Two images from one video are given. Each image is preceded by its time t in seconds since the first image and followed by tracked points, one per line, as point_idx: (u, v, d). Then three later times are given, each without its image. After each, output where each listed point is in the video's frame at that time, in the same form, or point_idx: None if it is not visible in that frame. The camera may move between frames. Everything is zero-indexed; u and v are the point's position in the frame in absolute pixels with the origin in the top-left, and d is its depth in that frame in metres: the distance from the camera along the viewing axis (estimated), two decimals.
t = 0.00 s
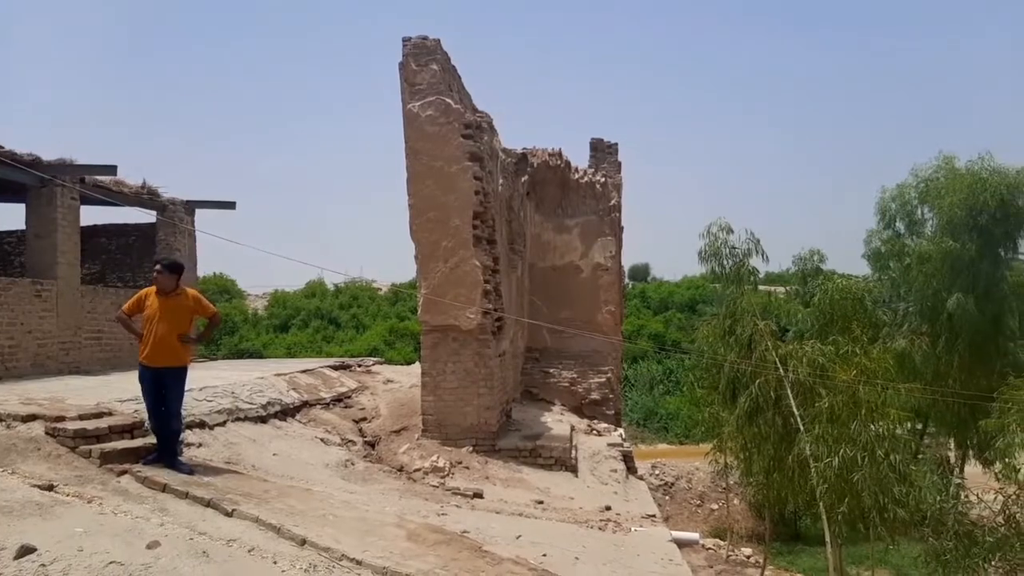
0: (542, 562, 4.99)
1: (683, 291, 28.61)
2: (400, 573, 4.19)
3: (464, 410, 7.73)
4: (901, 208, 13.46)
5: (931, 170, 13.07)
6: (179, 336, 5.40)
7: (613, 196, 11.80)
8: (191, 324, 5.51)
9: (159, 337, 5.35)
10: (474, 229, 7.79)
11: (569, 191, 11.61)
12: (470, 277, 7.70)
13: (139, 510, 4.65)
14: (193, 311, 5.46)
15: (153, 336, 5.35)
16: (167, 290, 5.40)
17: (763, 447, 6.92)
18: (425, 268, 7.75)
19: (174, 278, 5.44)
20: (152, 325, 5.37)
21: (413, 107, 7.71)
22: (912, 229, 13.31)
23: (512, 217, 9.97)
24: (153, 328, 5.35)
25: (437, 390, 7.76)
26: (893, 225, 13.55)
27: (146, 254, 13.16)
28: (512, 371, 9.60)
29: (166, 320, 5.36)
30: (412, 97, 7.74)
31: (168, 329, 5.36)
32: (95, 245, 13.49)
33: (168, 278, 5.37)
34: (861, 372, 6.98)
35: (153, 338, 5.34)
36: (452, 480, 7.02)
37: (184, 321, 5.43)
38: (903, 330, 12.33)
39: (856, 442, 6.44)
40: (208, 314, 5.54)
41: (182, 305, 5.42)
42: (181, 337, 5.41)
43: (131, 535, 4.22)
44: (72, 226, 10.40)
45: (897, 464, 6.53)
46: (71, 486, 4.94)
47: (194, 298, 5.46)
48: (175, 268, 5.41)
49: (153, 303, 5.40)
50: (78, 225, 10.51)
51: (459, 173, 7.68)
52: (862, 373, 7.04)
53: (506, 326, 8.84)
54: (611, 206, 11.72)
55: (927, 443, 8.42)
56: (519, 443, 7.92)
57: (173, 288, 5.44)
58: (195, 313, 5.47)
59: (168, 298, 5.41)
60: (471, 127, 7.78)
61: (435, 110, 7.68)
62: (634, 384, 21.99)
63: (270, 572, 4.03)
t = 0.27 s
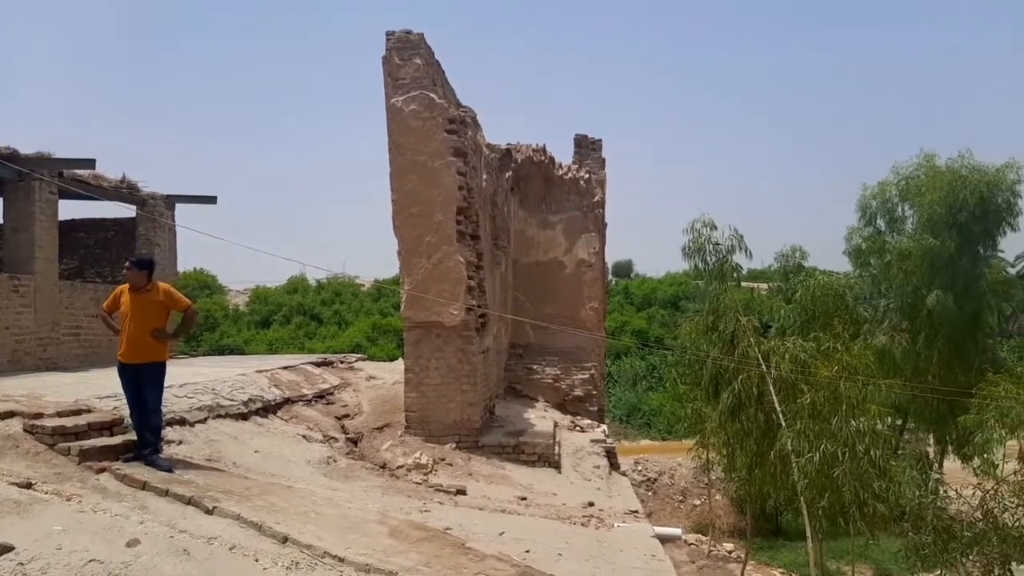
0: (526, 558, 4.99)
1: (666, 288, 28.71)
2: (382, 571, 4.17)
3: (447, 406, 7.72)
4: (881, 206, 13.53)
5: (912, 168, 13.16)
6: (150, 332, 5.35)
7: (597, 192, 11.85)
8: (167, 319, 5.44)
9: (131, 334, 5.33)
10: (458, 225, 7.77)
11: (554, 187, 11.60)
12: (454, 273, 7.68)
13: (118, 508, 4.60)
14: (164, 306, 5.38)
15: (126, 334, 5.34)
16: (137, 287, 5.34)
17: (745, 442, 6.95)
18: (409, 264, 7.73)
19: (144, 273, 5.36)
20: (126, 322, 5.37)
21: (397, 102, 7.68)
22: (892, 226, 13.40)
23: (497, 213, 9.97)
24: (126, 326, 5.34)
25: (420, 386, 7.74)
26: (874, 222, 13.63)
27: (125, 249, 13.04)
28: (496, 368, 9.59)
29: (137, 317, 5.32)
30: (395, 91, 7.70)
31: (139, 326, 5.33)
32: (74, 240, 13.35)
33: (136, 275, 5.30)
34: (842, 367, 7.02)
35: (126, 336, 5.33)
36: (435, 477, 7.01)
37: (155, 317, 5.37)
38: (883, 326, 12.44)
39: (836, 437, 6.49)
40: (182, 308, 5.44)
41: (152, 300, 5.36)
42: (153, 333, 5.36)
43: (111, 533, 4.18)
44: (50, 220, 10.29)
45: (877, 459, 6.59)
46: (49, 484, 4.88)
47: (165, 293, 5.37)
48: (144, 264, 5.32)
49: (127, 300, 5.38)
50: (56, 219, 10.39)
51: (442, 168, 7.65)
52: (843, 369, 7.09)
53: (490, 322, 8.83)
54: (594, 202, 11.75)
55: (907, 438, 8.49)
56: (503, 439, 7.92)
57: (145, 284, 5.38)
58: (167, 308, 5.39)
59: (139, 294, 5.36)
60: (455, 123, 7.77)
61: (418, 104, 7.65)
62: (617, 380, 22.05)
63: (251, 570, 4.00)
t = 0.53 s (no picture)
0: (509, 555, 4.99)
1: (648, 286, 28.83)
2: (365, 569, 4.16)
3: (430, 405, 7.71)
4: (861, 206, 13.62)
5: (891, 168, 13.27)
6: (124, 330, 5.29)
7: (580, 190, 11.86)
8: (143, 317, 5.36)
9: (106, 332, 5.30)
10: (441, 223, 7.75)
11: (537, 185, 11.61)
12: (436, 271, 7.67)
13: (97, 507, 4.56)
14: (137, 304, 5.31)
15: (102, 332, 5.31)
16: (112, 285, 5.31)
17: (726, 439, 7.01)
18: (391, 263, 7.71)
19: (119, 272, 5.33)
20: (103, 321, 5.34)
21: (379, 99, 7.64)
22: (871, 226, 13.50)
23: (479, 211, 9.96)
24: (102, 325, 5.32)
25: (402, 385, 7.73)
26: (854, 222, 13.73)
27: (104, 246, 12.92)
28: (478, 366, 9.59)
29: (110, 316, 5.28)
30: (378, 89, 7.67)
31: (113, 324, 5.28)
32: (51, 237, 13.20)
33: (110, 274, 5.27)
34: (822, 365, 7.10)
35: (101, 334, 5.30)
36: (418, 475, 6.99)
37: (129, 315, 5.30)
38: (862, 325, 12.56)
39: (817, 434, 6.56)
40: (156, 305, 5.35)
41: (126, 298, 5.30)
42: (127, 331, 5.29)
43: (90, 533, 4.14)
44: (27, 217, 10.17)
45: (857, 456, 6.67)
46: (27, 483, 4.83)
47: (137, 291, 5.30)
48: (117, 262, 5.29)
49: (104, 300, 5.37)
50: (34, 216, 10.28)
51: (425, 166, 7.63)
52: (823, 367, 7.17)
53: (472, 320, 8.83)
54: (577, 201, 11.76)
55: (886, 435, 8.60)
56: (485, 437, 7.92)
57: (120, 282, 5.34)
58: (141, 306, 5.32)
59: (115, 293, 5.32)
60: (438, 121, 7.75)
61: (401, 102, 7.62)
62: (599, 378, 22.11)
63: (233, 569, 3.98)
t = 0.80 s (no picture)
0: (496, 555, 4.99)
1: (635, 285, 28.89)
2: (352, 569, 4.16)
3: (417, 404, 7.70)
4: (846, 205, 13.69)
5: (876, 167, 13.35)
6: (102, 329, 5.26)
7: (568, 189, 11.82)
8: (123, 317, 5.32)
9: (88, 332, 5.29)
10: (429, 221, 7.74)
11: (524, 184, 11.61)
12: (424, 270, 7.66)
13: (82, 508, 4.53)
14: (114, 302, 5.26)
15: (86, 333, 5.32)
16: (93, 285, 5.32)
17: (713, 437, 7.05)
18: (378, 261, 7.68)
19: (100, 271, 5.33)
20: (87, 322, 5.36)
21: (367, 97, 7.62)
22: (856, 225, 13.58)
23: (467, 210, 9.94)
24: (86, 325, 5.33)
25: (390, 384, 7.71)
26: (839, 221, 13.80)
27: (89, 245, 12.83)
28: (466, 365, 9.58)
29: (91, 315, 5.28)
30: (365, 87, 7.65)
31: (93, 324, 5.27)
32: (35, 235, 13.10)
33: (89, 273, 5.28)
34: (809, 363, 7.15)
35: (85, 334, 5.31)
36: (405, 475, 6.98)
37: (107, 314, 5.27)
38: (847, 324, 12.64)
39: (803, 432, 6.60)
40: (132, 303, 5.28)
41: (104, 297, 5.28)
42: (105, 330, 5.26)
43: (75, 534, 4.11)
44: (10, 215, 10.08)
45: (843, 454, 6.72)
46: (10, 484, 4.78)
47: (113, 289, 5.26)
48: (97, 261, 5.29)
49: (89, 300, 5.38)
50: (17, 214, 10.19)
51: (413, 164, 7.62)
52: (810, 365, 7.21)
53: (460, 320, 8.82)
54: (565, 200, 11.75)
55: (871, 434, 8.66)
56: (473, 437, 7.92)
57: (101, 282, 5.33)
58: (118, 304, 5.27)
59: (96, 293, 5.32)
60: (426, 119, 7.75)
61: (389, 100, 7.60)
62: (586, 376, 22.14)
63: (219, 570, 3.96)
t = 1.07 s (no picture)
0: (475, 556, 4.98)
1: (614, 287, 28.99)
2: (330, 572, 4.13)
3: (396, 405, 7.67)
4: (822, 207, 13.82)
5: (851, 171, 13.49)
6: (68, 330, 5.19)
7: (547, 191, 11.91)
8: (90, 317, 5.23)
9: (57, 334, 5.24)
10: (408, 222, 7.72)
11: (504, 185, 11.61)
12: (403, 271, 7.64)
13: (55, 511, 4.46)
14: (78, 302, 5.18)
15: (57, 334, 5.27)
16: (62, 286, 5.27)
17: (690, 438, 7.09)
18: (357, 262, 7.66)
19: (69, 271, 5.27)
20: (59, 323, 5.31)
21: (346, 97, 7.59)
22: (832, 228, 13.71)
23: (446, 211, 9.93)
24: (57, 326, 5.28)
25: (368, 385, 7.67)
26: (815, 223, 13.92)
27: (62, 244, 12.67)
28: (445, 366, 9.56)
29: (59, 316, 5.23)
30: (344, 87, 7.62)
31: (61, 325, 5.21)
32: (8, 234, 12.93)
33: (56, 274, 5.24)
34: (785, 365, 7.22)
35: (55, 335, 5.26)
36: (384, 476, 6.95)
37: (73, 315, 5.20)
38: (823, 325, 12.76)
39: (780, 433, 6.66)
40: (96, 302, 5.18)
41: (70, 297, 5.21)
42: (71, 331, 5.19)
43: (47, 537, 4.06)
44: None
45: (819, 454, 6.78)
46: None
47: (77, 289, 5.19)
48: (65, 262, 5.24)
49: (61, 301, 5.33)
50: None
51: (392, 165, 7.60)
52: (786, 367, 7.28)
53: (439, 321, 8.80)
54: (544, 201, 11.80)
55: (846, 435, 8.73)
56: (452, 438, 7.90)
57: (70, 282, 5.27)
58: (82, 304, 5.19)
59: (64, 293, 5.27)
60: (405, 119, 7.73)
61: (367, 100, 7.58)
62: (565, 377, 22.18)
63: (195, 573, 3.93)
